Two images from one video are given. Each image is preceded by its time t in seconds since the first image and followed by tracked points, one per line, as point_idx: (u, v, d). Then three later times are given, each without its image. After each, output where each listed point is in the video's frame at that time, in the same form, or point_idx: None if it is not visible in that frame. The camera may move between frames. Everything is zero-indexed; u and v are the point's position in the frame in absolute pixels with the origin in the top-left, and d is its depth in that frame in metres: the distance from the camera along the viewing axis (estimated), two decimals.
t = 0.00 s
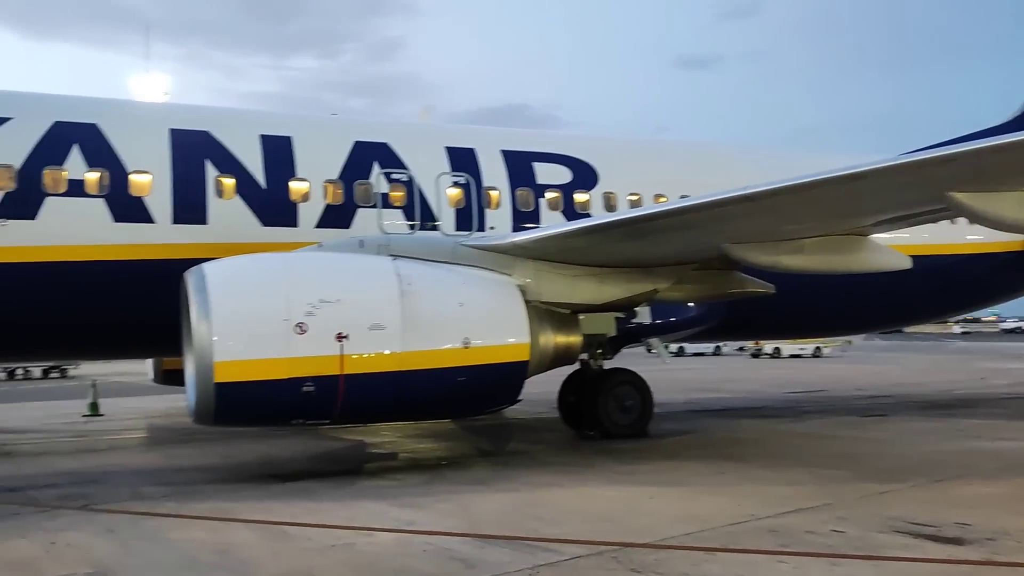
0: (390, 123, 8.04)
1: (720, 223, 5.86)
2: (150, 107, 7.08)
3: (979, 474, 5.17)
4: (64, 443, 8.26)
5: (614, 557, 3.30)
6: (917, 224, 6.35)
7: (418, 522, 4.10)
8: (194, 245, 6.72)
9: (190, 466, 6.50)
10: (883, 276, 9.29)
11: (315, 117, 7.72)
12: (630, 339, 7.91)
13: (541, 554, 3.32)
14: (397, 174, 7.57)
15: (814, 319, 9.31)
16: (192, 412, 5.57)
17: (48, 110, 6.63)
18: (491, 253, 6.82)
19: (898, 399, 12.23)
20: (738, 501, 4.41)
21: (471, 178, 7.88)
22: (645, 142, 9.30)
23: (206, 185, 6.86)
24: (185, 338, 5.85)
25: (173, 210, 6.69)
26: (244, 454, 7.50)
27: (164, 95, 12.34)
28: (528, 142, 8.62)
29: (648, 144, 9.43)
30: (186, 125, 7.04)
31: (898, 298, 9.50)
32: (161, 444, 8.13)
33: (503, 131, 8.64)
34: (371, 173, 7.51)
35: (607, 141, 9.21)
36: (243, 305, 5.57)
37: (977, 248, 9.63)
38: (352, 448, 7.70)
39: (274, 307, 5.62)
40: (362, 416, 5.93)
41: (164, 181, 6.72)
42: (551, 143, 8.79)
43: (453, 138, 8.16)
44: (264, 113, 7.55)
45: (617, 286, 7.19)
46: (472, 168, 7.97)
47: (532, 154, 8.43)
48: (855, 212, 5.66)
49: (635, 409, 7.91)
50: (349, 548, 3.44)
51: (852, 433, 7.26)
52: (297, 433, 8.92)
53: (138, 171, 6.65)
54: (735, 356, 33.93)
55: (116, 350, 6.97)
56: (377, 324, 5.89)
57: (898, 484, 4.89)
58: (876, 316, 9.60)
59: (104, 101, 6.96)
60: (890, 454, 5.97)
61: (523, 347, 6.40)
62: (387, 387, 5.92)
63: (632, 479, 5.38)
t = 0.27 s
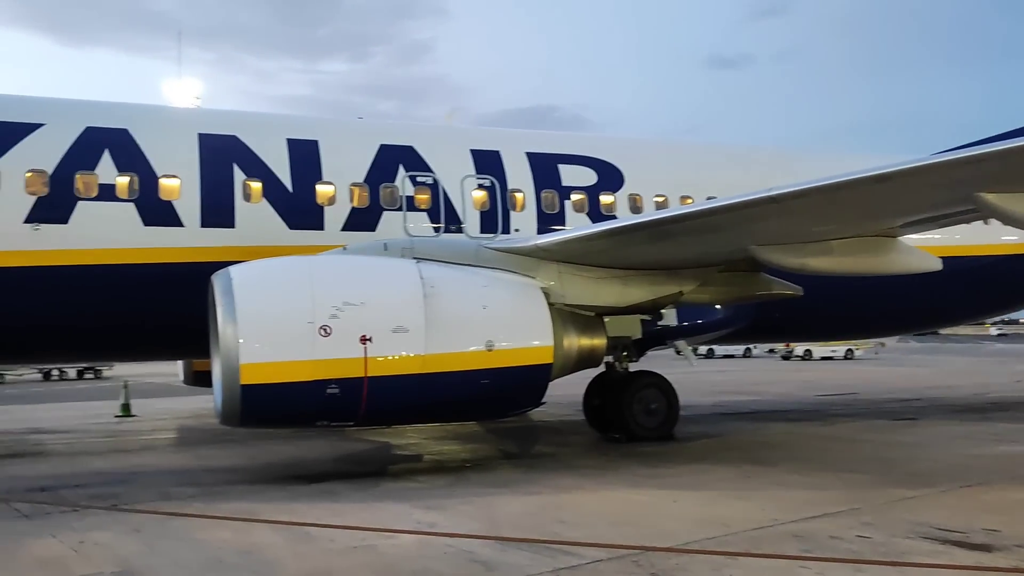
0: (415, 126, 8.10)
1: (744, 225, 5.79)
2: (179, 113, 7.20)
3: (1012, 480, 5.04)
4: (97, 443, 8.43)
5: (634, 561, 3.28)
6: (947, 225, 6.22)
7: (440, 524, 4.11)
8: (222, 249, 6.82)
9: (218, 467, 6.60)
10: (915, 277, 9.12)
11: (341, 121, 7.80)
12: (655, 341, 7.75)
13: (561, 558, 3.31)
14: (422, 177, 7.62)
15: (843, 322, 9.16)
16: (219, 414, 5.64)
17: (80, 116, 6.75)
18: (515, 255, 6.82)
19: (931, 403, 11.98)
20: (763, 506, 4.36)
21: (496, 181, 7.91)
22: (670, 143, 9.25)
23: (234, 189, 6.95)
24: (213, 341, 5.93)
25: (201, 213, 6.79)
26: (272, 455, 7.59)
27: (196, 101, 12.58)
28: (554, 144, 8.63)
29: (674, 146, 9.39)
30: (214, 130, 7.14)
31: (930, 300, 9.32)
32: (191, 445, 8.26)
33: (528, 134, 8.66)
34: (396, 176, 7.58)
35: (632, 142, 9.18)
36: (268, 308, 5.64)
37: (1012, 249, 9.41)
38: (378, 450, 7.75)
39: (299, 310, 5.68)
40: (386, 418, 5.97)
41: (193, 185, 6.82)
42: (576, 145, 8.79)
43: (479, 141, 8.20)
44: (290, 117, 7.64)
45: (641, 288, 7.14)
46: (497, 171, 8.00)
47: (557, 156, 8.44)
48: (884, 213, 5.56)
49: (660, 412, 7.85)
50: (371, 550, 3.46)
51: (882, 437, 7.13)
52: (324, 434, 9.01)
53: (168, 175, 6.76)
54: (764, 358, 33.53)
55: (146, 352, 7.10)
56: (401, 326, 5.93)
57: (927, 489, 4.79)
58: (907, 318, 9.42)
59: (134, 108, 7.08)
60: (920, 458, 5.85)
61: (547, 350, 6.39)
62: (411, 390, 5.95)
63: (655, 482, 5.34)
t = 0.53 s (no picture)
0: (449, 131, 8.18)
1: (778, 227, 5.71)
2: (216, 119, 7.33)
3: None
4: (141, 444, 8.65)
5: (663, 566, 3.25)
6: (990, 226, 6.04)
7: (470, 527, 4.13)
8: (259, 253, 6.95)
9: (256, 468, 6.72)
10: (958, 279, 8.87)
11: (376, 126, 7.90)
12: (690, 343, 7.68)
13: (589, 562, 3.30)
14: (456, 180, 7.69)
15: (883, 325, 8.96)
16: (254, 415, 5.73)
17: (121, 123, 6.91)
18: (546, 258, 6.81)
19: (978, 407, 11.63)
20: (797, 511, 4.28)
21: (530, 184, 7.93)
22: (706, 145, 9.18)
23: (271, 194, 7.08)
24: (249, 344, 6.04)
25: (239, 218, 6.92)
26: (308, 456, 7.70)
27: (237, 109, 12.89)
28: (588, 147, 8.63)
29: (709, 147, 9.31)
30: (251, 136, 7.28)
31: (974, 301, 9.06)
32: (230, 446, 8.42)
33: (562, 137, 8.67)
34: (430, 180, 7.64)
35: (667, 144, 9.13)
36: (303, 312, 5.72)
37: None
38: (412, 452, 7.81)
39: (333, 313, 5.76)
40: (419, 421, 6.01)
41: (232, 191, 6.96)
42: (610, 147, 8.78)
43: (512, 145, 8.23)
44: (326, 123, 7.76)
45: (675, 291, 7.07)
46: (531, 174, 8.02)
47: (591, 159, 8.43)
48: (923, 213, 5.43)
49: (695, 416, 7.75)
50: (400, 551, 3.49)
51: (923, 442, 6.95)
52: (359, 436, 9.11)
53: (207, 180, 6.90)
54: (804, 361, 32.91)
55: (186, 355, 7.26)
56: (432, 329, 5.97)
57: (969, 495, 4.65)
58: (951, 321, 9.18)
59: (175, 115, 7.24)
60: (963, 464, 5.69)
61: (578, 353, 6.37)
62: (444, 393, 5.99)
63: (687, 486, 5.29)
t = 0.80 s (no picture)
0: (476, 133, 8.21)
1: (805, 228, 5.62)
2: (245, 123, 7.42)
3: None
4: (172, 445, 8.78)
5: (687, 570, 3.20)
6: None
7: (494, 529, 4.12)
8: (288, 255, 7.02)
9: (284, 469, 6.78)
10: (995, 281, 8.66)
11: (403, 130, 7.95)
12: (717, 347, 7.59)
13: (612, 566, 3.26)
14: (483, 183, 7.71)
15: (917, 328, 8.77)
16: (281, 417, 5.78)
17: (153, 128, 7.02)
18: (572, 261, 6.78)
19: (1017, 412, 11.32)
20: (826, 516, 4.20)
21: (556, 187, 7.93)
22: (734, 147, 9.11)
23: (300, 197, 7.15)
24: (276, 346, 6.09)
25: (268, 222, 7.00)
26: (336, 458, 7.76)
27: (269, 113, 13.11)
28: (615, 149, 8.60)
29: (737, 149, 9.23)
30: (280, 140, 7.36)
31: (1012, 303, 8.83)
32: (260, 448, 8.52)
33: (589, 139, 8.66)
34: (457, 183, 7.67)
35: (694, 146, 9.07)
36: (329, 314, 5.76)
37: None
38: (439, 454, 7.83)
39: (359, 315, 5.79)
40: (444, 423, 6.02)
41: (260, 195, 7.04)
42: (637, 149, 8.74)
43: (539, 147, 8.24)
44: (353, 126, 7.83)
45: (701, 294, 6.99)
46: (558, 176, 8.02)
47: (618, 161, 8.41)
48: (956, 215, 5.30)
49: (723, 420, 7.64)
50: (423, 553, 3.48)
51: (957, 447, 6.78)
52: (386, 438, 9.16)
53: (236, 184, 6.99)
54: (836, 364, 32.38)
55: (216, 357, 7.36)
56: (457, 332, 5.97)
57: (1004, 501, 4.52)
58: (987, 323, 8.96)
59: (205, 119, 7.34)
60: (1000, 470, 5.53)
61: (604, 356, 6.33)
62: (469, 395, 5.98)
63: (714, 490, 5.22)
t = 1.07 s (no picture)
0: (504, 136, 8.22)
1: (835, 230, 5.51)
2: (275, 127, 7.51)
3: None
4: (205, 445, 8.92)
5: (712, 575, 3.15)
6: None
7: (518, 532, 4.10)
8: (317, 258, 7.09)
9: (313, 471, 6.85)
10: None
11: (432, 133, 7.99)
12: (747, 349, 7.50)
13: (635, 570, 3.23)
14: (511, 185, 7.71)
15: (954, 331, 8.56)
16: (309, 418, 5.83)
17: (186, 133, 7.14)
18: (600, 263, 6.74)
19: None
20: (856, 521, 4.11)
21: (585, 189, 7.92)
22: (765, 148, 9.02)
23: (329, 201, 7.22)
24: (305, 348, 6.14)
25: (298, 225, 7.08)
26: (364, 459, 7.81)
27: (303, 117, 13.32)
28: (644, 151, 8.56)
29: (768, 150, 9.13)
30: (309, 144, 7.44)
31: None
32: (290, 449, 8.61)
33: (618, 141, 8.63)
34: (485, 186, 7.69)
35: (725, 147, 9.00)
36: (357, 316, 5.80)
37: None
38: (467, 456, 7.84)
39: (386, 318, 5.82)
40: (471, 425, 6.02)
41: (291, 199, 7.12)
42: (667, 151, 8.69)
43: (567, 149, 8.23)
44: (382, 130, 7.89)
45: (731, 296, 6.90)
46: (586, 178, 8.01)
47: (647, 163, 8.37)
48: (992, 215, 5.16)
49: (754, 423, 7.54)
50: (446, 555, 3.48)
51: (996, 453, 6.59)
52: (415, 440, 9.20)
53: (267, 188, 7.08)
54: (872, 368, 31.79)
55: (246, 358, 7.47)
56: (484, 334, 5.97)
57: None
58: None
59: (236, 124, 7.44)
60: None
61: (632, 359, 6.28)
62: (495, 397, 5.98)
63: (742, 494, 5.14)
